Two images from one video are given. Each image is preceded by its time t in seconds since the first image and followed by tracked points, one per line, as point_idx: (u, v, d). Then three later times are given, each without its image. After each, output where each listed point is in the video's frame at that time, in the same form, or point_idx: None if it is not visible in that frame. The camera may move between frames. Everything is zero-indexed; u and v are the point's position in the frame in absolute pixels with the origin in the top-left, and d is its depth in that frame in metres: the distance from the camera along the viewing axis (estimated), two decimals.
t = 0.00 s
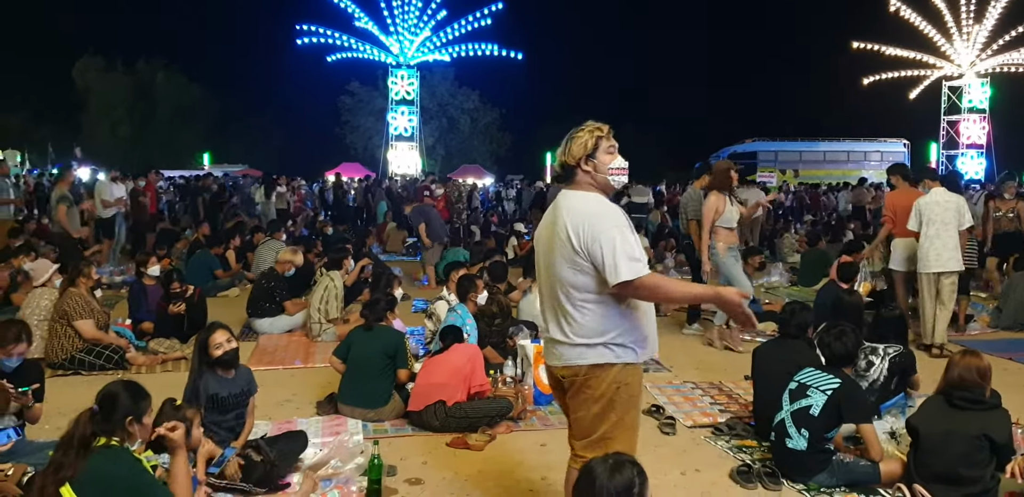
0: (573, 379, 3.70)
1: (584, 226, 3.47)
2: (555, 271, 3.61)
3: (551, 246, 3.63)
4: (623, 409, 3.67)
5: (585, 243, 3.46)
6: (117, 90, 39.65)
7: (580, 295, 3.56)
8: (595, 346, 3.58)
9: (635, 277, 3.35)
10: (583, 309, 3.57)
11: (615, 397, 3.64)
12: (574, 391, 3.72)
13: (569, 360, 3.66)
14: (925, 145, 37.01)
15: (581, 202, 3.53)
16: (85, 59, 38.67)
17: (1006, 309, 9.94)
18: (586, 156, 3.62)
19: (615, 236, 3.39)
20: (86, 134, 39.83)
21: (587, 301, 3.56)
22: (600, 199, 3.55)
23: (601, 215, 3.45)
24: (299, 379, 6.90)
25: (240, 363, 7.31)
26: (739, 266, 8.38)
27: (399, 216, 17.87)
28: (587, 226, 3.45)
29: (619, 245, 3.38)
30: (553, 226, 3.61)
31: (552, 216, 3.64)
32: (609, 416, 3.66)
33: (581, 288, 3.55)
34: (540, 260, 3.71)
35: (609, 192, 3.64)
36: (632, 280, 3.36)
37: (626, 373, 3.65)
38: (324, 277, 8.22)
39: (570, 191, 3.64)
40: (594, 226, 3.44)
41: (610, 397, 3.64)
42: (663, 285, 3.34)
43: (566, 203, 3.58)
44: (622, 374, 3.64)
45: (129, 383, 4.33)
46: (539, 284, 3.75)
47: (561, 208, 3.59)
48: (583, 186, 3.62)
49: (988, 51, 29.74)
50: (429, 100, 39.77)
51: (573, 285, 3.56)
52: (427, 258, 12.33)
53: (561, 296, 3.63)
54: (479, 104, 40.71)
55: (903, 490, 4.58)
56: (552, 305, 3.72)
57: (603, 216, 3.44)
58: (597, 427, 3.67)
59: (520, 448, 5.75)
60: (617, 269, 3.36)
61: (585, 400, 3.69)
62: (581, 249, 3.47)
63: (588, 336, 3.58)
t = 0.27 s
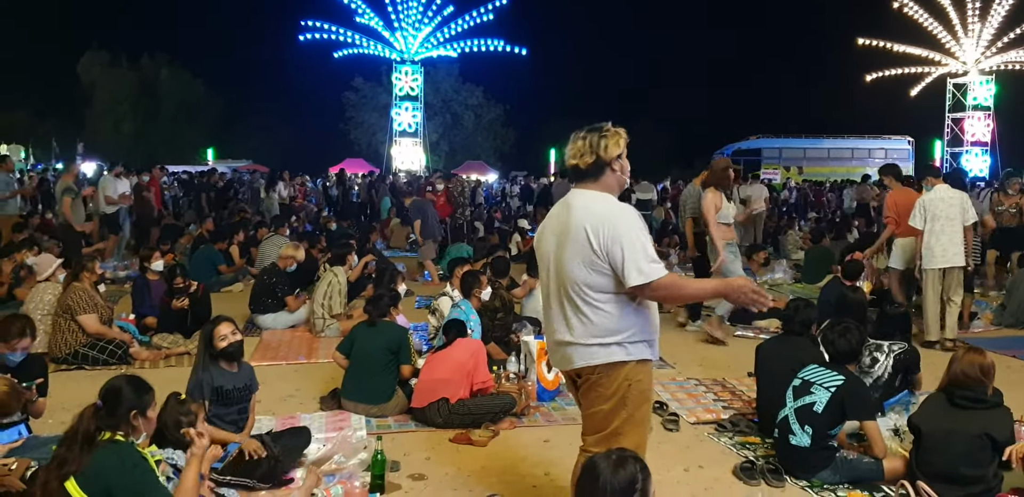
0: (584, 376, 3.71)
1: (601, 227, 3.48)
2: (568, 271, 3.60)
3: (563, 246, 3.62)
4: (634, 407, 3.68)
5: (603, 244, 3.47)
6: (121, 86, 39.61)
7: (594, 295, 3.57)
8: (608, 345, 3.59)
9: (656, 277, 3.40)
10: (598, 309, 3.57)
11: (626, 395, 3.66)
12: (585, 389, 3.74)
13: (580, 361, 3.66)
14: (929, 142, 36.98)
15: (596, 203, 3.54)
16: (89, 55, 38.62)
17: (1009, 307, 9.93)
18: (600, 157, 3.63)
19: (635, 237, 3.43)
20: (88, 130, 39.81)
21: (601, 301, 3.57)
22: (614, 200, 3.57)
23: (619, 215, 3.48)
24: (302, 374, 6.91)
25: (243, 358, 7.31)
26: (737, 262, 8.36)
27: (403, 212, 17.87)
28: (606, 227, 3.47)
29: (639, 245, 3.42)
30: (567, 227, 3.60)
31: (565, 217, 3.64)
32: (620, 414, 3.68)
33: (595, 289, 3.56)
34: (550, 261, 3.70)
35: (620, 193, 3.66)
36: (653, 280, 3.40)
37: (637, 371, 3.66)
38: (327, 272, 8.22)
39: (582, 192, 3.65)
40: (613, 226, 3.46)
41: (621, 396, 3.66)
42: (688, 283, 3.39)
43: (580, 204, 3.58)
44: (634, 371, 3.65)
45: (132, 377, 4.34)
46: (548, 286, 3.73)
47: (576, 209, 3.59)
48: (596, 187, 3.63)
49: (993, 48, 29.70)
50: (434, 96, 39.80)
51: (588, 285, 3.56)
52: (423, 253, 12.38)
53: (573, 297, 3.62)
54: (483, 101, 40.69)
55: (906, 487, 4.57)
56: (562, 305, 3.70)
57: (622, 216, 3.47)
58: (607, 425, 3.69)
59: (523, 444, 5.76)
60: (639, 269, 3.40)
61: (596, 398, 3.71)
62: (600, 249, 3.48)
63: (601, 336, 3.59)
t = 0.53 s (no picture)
0: (593, 368, 3.74)
1: (624, 221, 3.54)
2: (589, 264, 3.64)
3: (583, 240, 3.66)
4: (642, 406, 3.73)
5: (626, 237, 3.53)
6: (128, 83, 39.62)
7: (614, 288, 3.61)
8: (626, 339, 3.64)
9: (680, 269, 3.48)
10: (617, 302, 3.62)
11: (636, 392, 3.70)
12: (594, 381, 3.77)
13: (596, 356, 3.68)
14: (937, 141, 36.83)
15: (616, 198, 3.60)
16: (97, 52, 38.65)
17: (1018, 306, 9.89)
18: (617, 153, 3.69)
19: (658, 230, 3.50)
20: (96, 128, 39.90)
21: (621, 295, 3.62)
22: (633, 194, 3.64)
23: (641, 209, 3.55)
24: (309, 371, 6.91)
25: (251, 355, 7.32)
26: (733, 260, 8.32)
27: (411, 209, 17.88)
28: (629, 221, 3.53)
29: (663, 238, 3.49)
30: (587, 220, 3.65)
31: (584, 212, 3.68)
32: (626, 409, 3.72)
33: (616, 282, 3.61)
34: (568, 255, 3.72)
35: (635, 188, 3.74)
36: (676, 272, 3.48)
37: (647, 368, 3.71)
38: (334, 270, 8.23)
39: (600, 187, 3.70)
40: (636, 219, 3.52)
41: (630, 392, 3.69)
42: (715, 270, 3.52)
43: (600, 199, 3.64)
44: (644, 369, 3.69)
45: (140, 374, 4.35)
46: (565, 280, 3.75)
47: (596, 203, 3.65)
48: (613, 183, 3.70)
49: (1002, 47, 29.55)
50: (439, 95, 39.68)
51: (609, 278, 3.60)
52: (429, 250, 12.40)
53: (592, 291, 3.66)
54: (490, 99, 40.65)
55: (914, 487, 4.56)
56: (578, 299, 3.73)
57: (644, 210, 3.54)
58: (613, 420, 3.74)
59: (529, 442, 5.77)
60: (664, 262, 3.48)
61: (603, 392, 3.75)
62: (623, 241, 3.54)
63: (620, 330, 3.63)
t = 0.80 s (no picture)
0: (619, 362, 3.83)
1: (652, 220, 3.60)
2: (616, 263, 3.71)
3: (610, 239, 3.73)
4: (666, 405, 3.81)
5: (655, 236, 3.60)
6: (144, 82, 39.56)
7: (641, 287, 3.68)
8: (653, 336, 3.71)
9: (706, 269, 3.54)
10: (645, 300, 3.69)
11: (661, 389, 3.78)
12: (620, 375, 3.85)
13: (623, 353, 3.76)
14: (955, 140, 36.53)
15: (643, 197, 3.66)
16: (113, 51, 38.64)
17: None
18: (642, 152, 3.75)
19: (686, 229, 3.56)
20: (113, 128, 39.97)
21: (648, 293, 3.69)
22: (658, 193, 3.70)
23: (668, 208, 3.61)
24: (324, 368, 6.93)
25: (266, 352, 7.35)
26: (736, 261, 8.26)
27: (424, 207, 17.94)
28: (656, 219, 3.59)
29: (691, 237, 3.55)
30: (614, 219, 3.72)
31: (611, 211, 3.75)
32: (650, 405, 3.80)
33: (643, 280, 3.67)
34: (597, 252, 3.79)
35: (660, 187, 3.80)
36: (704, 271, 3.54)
37: (673, 365, 3.78)
38: (348, 268, 8.25)
39: (627, 186, 3.76)
40: (664, 219, 3.59)
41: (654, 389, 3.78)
42: (725, 287, 3.55)
43: (627, 198, 3.70)
44: (670, 365, 3.77)
45: (156, 370, 4.38)
46: (592, 279, 3.83)
47: (622, 202, 3.71)
48: (638, 181, 3.76)
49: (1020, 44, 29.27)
50: (452, 93, 39.58)
51: (636, 276, 3.67)
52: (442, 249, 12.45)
53: (620, 289, 3.73)
54: (503, 97, 40.64)
55: (931, 488, 4.52)
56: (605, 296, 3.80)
57: (671, 209, 3.61)
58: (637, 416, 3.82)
59: (543, 440, 5.77)
60: (693, 260, 3.53)
61: (628, 387, 3.83)
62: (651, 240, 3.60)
63: (648, 328, 3.70)
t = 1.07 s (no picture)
0: (665, 372, 3.86)
1: (678, 227, 3.66)
2: (643, 269, 3.77)
3: (637, 244, 3.79)
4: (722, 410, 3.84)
5: (681, 243, 3.65)
6: (167, 81, 39.29)
7: (668, 293, 3.74)
8: (680, 342, 3.78)
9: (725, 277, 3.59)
10: (670, 306, 3.75)
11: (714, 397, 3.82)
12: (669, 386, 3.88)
13: (654, 359, 3.84)
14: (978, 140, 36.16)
15: (668, 204, 3.72)
16: (136, 52, 38.53)
17: None
18: (671, 158, 3.81)
19: (712, 237, 3.62)
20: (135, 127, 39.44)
21: (674, 300, 3.75)
22: (685, 199, 3.76)
23: (694, 215, 3.67)
24: (344, 367, 6.95)
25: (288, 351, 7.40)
26: (750, 262, 8.19)
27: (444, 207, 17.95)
28: (679, 227, 3.65)
29: (716, 246, 3.61)
30: (642, 225, 3.77)
31: (639, 216, 3.80)
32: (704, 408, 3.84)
33: (668, 287, 3.74)
34: (623, 260, 3.87)
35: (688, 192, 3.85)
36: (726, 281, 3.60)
37: (710, 363, 3.82)
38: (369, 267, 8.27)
39: (653, 193, 3.82)
40: (691, 226, 3.64)
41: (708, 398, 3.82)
42: (725, 303, 3.62)
43: (654, 203, 3.76)
44: (707, 364, 3.81)
45: (179, 367, 4.40)
46: (620, 284, 3.90)
47: (650, 208, 3.77)
48: (667, 187, 3.82)
49: None
50: (474, 92, 39.90)
51: (660, 283, 3.74)
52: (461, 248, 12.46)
53: (647, 295, 3.80)
54: (522, 96, 40.73)
55: (955, 490, 4.48)
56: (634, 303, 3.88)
57: (698, 216, 3.66)
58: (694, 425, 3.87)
59: (564, 440, 5.77)
60: (716, 269, 3.59)
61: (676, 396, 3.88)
62: (674, 248, 3.66)
63: (674, 335, 3.77)
